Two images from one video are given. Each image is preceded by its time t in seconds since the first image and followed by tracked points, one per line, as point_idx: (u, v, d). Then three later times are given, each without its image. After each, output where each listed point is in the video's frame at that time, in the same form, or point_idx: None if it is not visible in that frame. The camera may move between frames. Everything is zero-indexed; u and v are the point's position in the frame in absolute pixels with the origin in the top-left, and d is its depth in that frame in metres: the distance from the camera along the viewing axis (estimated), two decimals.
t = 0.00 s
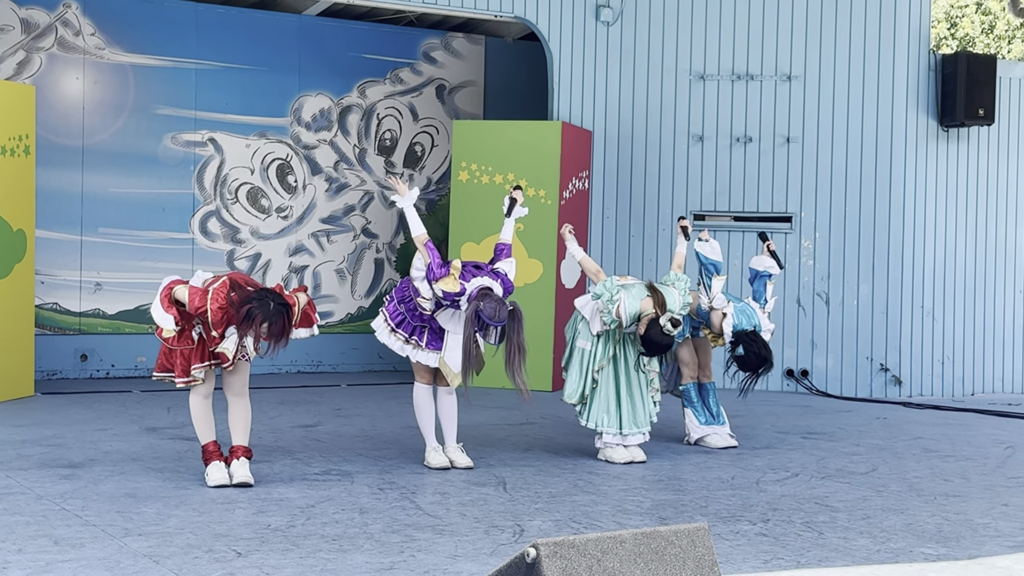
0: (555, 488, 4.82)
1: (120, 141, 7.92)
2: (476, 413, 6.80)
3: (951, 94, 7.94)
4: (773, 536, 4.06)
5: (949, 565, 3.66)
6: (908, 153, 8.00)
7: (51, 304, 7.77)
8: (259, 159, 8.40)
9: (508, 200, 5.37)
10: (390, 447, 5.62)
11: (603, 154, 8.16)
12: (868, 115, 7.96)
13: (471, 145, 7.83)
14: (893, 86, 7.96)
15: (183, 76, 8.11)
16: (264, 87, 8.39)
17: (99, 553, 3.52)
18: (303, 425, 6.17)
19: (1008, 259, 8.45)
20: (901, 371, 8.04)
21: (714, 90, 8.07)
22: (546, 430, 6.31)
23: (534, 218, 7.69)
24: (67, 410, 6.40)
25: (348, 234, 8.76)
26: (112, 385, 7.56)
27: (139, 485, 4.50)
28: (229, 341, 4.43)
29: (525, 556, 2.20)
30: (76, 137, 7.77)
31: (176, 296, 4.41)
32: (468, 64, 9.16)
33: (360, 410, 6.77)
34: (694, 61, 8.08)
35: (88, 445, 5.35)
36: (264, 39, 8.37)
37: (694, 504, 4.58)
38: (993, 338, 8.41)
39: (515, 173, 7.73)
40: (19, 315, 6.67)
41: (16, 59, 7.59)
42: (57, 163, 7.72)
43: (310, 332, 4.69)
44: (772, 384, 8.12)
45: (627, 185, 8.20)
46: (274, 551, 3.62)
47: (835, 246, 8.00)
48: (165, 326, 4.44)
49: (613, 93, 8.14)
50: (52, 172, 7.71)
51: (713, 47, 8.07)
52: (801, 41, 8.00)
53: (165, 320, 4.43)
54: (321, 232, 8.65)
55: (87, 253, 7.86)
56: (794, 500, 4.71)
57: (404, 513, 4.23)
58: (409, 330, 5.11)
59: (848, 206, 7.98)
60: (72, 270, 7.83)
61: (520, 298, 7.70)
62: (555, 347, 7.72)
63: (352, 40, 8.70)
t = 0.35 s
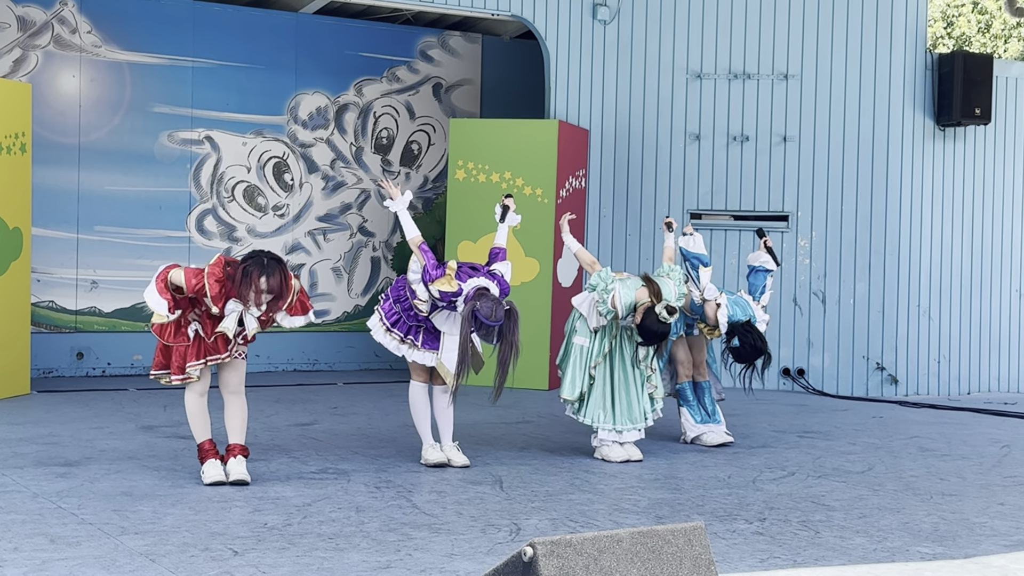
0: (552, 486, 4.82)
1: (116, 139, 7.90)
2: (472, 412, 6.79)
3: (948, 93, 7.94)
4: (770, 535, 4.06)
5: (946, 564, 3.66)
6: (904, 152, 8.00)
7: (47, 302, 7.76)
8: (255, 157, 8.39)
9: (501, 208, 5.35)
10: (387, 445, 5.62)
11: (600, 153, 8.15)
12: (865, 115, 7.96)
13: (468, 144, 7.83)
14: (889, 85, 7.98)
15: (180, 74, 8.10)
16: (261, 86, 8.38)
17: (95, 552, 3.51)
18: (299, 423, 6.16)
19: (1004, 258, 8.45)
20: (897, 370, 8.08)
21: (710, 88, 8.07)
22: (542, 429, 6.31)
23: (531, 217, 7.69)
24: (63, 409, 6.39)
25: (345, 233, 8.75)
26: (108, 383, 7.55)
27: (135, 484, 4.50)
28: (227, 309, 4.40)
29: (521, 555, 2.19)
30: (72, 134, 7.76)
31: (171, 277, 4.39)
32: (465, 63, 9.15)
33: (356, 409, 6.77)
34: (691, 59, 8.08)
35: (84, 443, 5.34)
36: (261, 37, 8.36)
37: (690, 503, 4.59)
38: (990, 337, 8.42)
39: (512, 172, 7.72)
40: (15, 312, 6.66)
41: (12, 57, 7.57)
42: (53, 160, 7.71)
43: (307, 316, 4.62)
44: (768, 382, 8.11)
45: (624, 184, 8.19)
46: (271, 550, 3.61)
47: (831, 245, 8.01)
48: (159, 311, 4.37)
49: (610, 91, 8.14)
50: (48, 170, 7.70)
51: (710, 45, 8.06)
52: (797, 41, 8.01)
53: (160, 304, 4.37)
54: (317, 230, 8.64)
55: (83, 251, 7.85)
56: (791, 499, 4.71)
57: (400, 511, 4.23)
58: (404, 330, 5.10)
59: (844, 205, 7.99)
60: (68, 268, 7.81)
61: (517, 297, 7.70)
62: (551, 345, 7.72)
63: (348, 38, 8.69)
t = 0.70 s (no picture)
0: (549, 487, 4.82)
1: (113, 139, 7.90)
2: (469, 412, 6.79)
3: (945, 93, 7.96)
4: (767, 536, 4.06)
5: (943, 565, 3.66)
6: (901, 153, 8.02)
7: (44, 302, 7.75)
8: (253, 157, 8.39)
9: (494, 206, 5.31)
10: (384, 445, 5.62)
11: (598, 153, 8.15)
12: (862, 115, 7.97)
13: (465, 144, 7.83)
14: (886, 86, 7.99)
15: (177, 75, 8.09)
16: (258, 86, 8.38)
17: (92, 552, 3.51)
18: (297, 423, 6.16)
19: (1001, 258, 8.46)
20: (893, 370, 8.08)
21: (708, 89, 8.08)
22: (540, 430, 6.31)
23: (528, 217, 7.69)
24: (60, 409, 6.39)
25: (342, 233, 8.75)
26: (105, 383, 7.55)
27: (132, 484, 4.49)
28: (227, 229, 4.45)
29: (518, 555, 2.19)
30: (69, 134, 7.75)
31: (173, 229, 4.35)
32: (462, 63, 9.15)
33: (353, 409, 6.76)
34: (689, 60, 8.09)
35: (81, 443, 5.34)
36: (258, 38, 8.36)
37: (688, 504, 4.59)
38: (987, 338, 8.43)
39: (509, 172, 7.73)
40: (11, 312, 6.65)
41: (10, 56, 7.57)
42: (50, 160, 7.70)
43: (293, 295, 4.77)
44: (765, 383, 8.11)
45: (621, 184, 8.19)
46: (268, 550, 3.61)
47: (828, 246, 8.02)
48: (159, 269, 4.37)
49: (607, 92, 8.14)
50: (46, 170, 7.69)
51: (707, 46, 8.08)
52: (795, 42, 8.02)
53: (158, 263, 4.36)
54: (315, 230, 8.64)
55: (80, 251, 7.84)
56: (788, 500, 4.72)
57: (397, 512, 4.23)
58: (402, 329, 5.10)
59: (841, 205, 8.00)
60: (64, 268, 7.81)
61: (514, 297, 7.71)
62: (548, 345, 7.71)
63: (346, 39, 8.69)
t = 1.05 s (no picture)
0: (546, 489, 4.82)
1: (111, 141, 7.90)
2: (466, 414, 6.80)
3: (942, 96, 7.98)
4: (764, 538, 4.07)
5: (939, 568, 3.67)
6: (898, 155, 8.03)
7: (41, 304, 7.74)
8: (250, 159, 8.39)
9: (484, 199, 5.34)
10: (381, 447, 5.62)
11: (595, 155, 8.17)
12: (859, 117, 7.99)
13: (463, 146, 7.82)
14: (883, 89, 7.98)
15: (175, 77, 8.09)
16: (255, 88, 8.38)
17: (89, 554, 3.51)
18: (294, 426, 6.16)
19: (998, 261, 8.48)
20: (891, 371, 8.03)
21: (705, 92, 8.08)
22: (537, 432, 6.31)
23: (525, 219, 7.69)
24: (57, 411, 6.39)
25: (339, 235, 8.75)
26: (102, 385, 7.55)
27: (130, 486, 4.49)
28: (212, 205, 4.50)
29: (516, 557, 2.19)
30: (66, 136, 7.75)
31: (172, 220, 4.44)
32: (459, 66, 9.16)
33: (351, 411, 6.76)
34: (685, 63, 8.09)
35: (78, 445, 5.33)
36: (255, 40, 8.36)
37: (685, 506, 4.59)
38: (984, 340, 8.45)
39: (506, 174, 7.73)
40: (8, 314, 6.65)
41: (7, 58, 7.57)
42: (47, 162, 7.70)
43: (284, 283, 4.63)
44: (762, 385, 8.11)
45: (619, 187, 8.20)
46: (265, 553, 3.61)
47: (824, 248, 8.02)
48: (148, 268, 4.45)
49: (604, 94, 8.15)
50: (42, 172, 7.69)
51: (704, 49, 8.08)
52: (792, 44, 8.03)
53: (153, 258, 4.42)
54: (312, 232, 8.64)
55: (78, 253, 7.84)
56: (784, 502, 4.72)
57: (394, 514, 4.23)
58: (415, 316, 5.05)
59: (838, 208, 8.00)
60: (62, 270, 7.80)
61: (511, 299, 7.71)
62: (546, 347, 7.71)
63: (343, 41, 8.69)
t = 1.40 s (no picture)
0: (542, 490, 4.82)
1: (106, 143, 7.89)
2: (463, 416, 6.80)
3: (937, 98, 7.99)
4: (760, 540, 4.07)
5: (935, 569, 3.67)
6: (894, 156, 8.04)
7: (37, 306, 7.74)
8: (245, 161, 8.39)
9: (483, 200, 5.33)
10: (377, 450, 5.62)
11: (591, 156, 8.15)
12: (854, 119, 8.00)
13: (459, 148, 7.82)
14: (878, 91, 8.01)
15: (170, 79, 8.09)
16: (250, 91, 8.37)
17: (85, 557, 3.51)
18: (290, 428, 6.15)
19: (993, 262, 8.49)
20: (886, 374, 8.10)
21: (701, 94, 8.08)
22: (534, 434, 6.31)
23: (522, 221, 7.70)
24: (53, 413, 6.38)
25: (335, 237, 8.75)
26: (98, 387, 7.54)
27: (125, 489, 4.48)
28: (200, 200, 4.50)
29: (512, 559, 2.19)
30: (62, 138, 7.75)
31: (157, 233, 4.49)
32: (455, 68, 9.17)
33: (347, 413, 6.76)
34: (681, 64, 8.10)
35: (74, 447, 5.33)
36: (251, 42, 8.35)
37: (681, 507, 4.59)
38: (980, 341, 8.46)
39: (502, 176, 7.73)
40: (4, 316, 6.64)
41: (2, 60, 7.56)
42: (43, 164, 7.69)
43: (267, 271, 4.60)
44: (758, 388, 8.07)
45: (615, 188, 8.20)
46: (261, 555, 3.61)
47: (820, 250, 8.03)
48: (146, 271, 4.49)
49: (601, 96, 8.15)
50: (38, 174, 7.69)
51: (700, 51, 8.08)
52: (788, 47, 8.04)
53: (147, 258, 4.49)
54: (308, 234, 8.64)
55: (73, 256, 7.83)
56: (780, 503, 4.72)
57: (391, 516, 4.23)
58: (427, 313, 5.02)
59: (834, 209, 8.02)
60: (57, 272, 7.80)
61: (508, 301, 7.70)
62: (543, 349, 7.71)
63: (339, 43, 8.69)
